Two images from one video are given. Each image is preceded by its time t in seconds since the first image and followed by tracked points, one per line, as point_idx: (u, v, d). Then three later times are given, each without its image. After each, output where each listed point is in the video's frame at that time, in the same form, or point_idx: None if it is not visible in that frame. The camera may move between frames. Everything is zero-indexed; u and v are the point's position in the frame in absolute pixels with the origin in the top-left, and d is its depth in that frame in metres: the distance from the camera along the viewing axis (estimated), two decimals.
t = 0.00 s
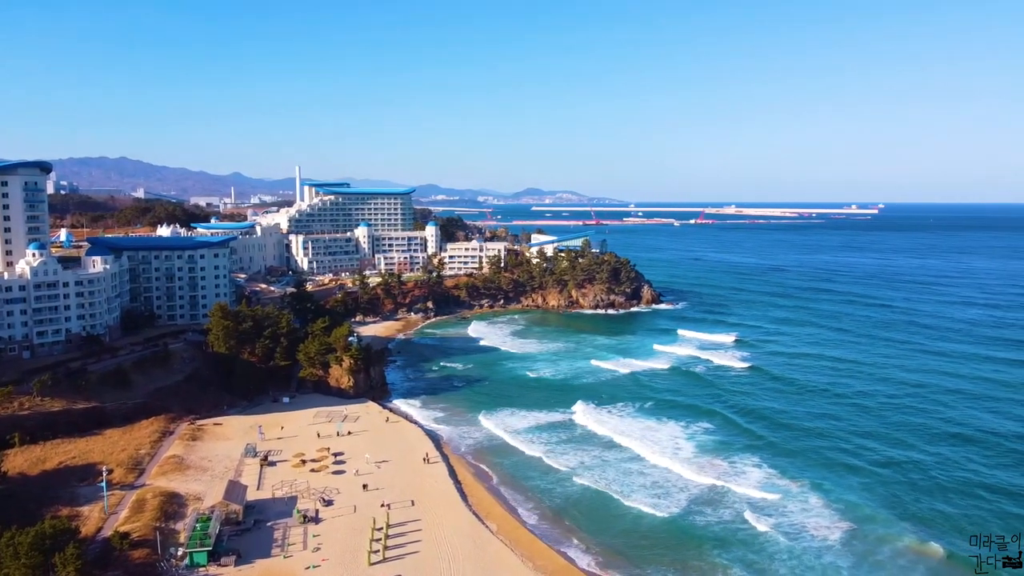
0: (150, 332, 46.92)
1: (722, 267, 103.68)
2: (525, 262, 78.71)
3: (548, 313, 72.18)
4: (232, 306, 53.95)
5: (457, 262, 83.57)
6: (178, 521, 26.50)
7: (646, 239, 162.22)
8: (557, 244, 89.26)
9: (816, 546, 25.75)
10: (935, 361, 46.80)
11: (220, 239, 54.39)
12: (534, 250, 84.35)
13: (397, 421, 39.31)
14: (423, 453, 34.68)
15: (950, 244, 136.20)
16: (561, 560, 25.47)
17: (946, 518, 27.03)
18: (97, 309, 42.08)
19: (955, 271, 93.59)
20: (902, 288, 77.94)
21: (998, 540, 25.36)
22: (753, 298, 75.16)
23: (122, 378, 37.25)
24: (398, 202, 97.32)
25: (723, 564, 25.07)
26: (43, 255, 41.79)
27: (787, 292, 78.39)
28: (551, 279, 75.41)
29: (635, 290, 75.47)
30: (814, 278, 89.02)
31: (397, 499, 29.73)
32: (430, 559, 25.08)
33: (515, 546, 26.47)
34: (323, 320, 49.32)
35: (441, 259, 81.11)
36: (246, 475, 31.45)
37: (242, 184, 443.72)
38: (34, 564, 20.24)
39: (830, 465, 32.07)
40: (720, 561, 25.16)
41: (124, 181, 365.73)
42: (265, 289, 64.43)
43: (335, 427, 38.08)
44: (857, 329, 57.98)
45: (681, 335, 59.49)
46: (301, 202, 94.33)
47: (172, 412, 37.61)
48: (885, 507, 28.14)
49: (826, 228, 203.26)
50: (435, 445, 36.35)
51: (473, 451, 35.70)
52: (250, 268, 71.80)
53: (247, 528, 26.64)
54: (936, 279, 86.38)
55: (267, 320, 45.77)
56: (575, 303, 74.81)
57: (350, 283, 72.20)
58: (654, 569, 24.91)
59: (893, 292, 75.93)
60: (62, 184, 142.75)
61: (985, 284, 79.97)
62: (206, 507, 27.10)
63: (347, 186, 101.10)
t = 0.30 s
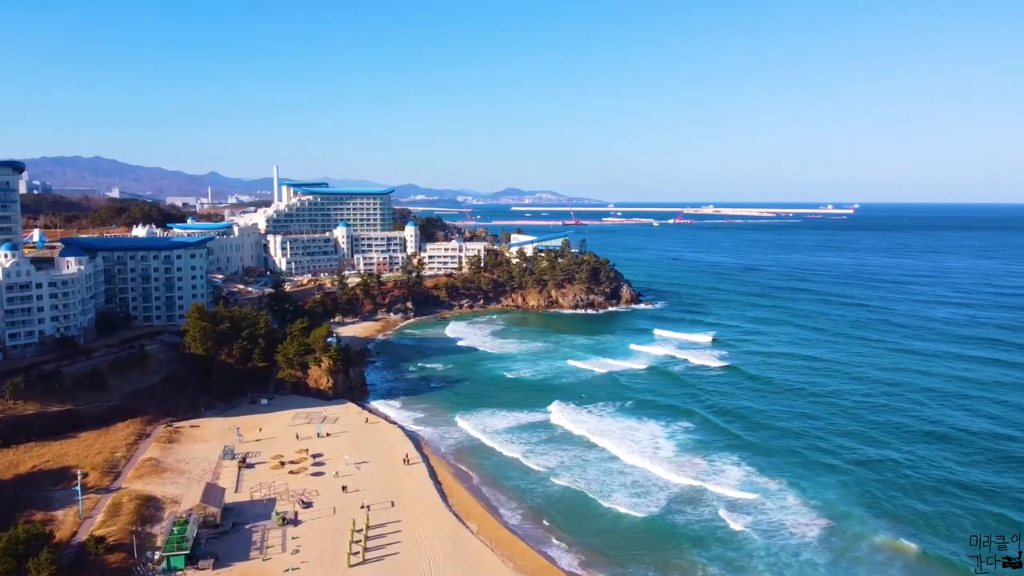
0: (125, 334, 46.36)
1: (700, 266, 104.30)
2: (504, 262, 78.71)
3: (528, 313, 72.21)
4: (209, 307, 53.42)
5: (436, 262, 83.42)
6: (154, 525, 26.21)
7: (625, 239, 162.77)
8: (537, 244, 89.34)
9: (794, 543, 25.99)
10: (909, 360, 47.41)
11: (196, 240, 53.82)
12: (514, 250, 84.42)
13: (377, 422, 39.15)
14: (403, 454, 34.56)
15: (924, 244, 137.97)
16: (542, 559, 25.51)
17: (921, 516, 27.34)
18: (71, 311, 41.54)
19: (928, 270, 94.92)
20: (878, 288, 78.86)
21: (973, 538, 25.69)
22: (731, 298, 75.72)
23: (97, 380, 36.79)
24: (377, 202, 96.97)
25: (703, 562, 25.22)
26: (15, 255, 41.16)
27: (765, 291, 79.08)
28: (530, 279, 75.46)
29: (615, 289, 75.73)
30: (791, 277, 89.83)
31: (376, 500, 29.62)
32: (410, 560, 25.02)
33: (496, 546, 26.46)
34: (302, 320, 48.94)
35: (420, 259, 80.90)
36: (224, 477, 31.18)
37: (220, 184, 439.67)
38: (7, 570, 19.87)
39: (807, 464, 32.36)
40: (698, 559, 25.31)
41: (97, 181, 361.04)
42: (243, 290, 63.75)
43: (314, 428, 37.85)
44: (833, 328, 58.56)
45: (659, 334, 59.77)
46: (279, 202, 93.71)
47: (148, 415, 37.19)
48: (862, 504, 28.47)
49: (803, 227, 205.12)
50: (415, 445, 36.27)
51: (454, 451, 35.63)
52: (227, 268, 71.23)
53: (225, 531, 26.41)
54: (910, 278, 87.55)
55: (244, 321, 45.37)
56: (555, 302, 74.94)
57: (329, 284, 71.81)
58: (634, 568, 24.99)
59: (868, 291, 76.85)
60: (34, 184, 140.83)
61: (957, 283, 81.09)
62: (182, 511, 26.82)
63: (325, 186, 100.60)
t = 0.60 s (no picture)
0: (99, 335, 45.75)
1: (677, 266, 104.86)
2: (483, 262, 78.63)
3: (506, 313, 72.20)
4: (184, 308, 52.87)
5: (415, 262, 83.17)
6: (129, 529, 25.89)
7: (603, 239, 163.17)
8: (515, 245, 89.30)
9: (772, 541, 26.22)
10: (882, 359, 47.99)
11: (171, 240, 53.24)
12: (492, 250, 84.36)
13: (355, 423, 38.93)
14: (382, 455, 34.41)
15: (897, 243, 139.77)
16: (521, 559, 25.53)
17: (894, 514, 27.65)
18: (43, 312, 40.91)
19: (901, 269, 96.09)
20: (852, 287, 79.71)
21: (945, 535, 26.03)
22: (708, 298, 76.17)
23: (69, 383, 36.27)
24: (355, 202, 96.46)
25: (683, 559, 25.36)
26: None
27: (742, 291, 79.63)
28: (509, 279, 75.47)
29: (593, 289, 75.91)
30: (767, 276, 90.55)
31: (355, 502, 29.48)
32: (390, 561, 24.92)
33: (475, 546, 26.43)
34: (279, 321, 48.57)
35: (399, 260, 80.59)
36: (200, 480, 30.86)
37: (196, 184, 435.61)
38: None
39: (782, 462, 32.64)
40: (675, 557, 25.45)
41: (68, 180, 355.92)
42: (219, 290, 63.15)
43: (292, 430, 37.59)
44: (808, 328, 59.10)
45: (637, 334, 60.02)
46: (255, 202, 92.93)
47: (122, 417, 36.74)
48: (838, 502, 28.79)
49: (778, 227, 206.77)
50: (394, 446, 36.12)
51: (433, 452, 35.54)
52: (203, 268, 70.51)
53: (201, 534, 26.14)
54: (884, 277, 88.57)
55: (220, 322, 44.93)
56: (534, 302, 74.99)
57: (306, 284, 71.32)
58: (613, 567, 25.08)
59: (843, 290, 77.62)
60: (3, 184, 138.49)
61: (929, 282, 82.22)
62: (158, 514, 26.50)
63: (303, 186, 99.94)
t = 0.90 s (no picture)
0: (71, 337, 45.11)
1: (655, 266, 105.41)
2: (461, 262, 78.54)
3: (485, 313, 72.15)
4: (159, 309, 52.31)
5: (393, 262, 82.88)
6: (103, 533, 25.53)
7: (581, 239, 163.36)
8: (493, 244, 89.24)
9: (750, 538, 26.41)
10: (856, 357, 48.52)
11: (145, 240, 52.62)
12: (470, 250, 84.26)
13: (333, 424, 38.69)
14: (361, 456, 34.22)
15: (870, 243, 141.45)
16: (500, 558, 25.53)
17: (867, 511, 27.91)
18: (14, 314, 40.26)
19: (874, 268, 97.23)
20: (827, 286, 80.53)
21: (916, 531, 26.33)
22: (686, 297, 76.55)
23: (41, 385, 35.72)
24: (332, 202, 95.91)
25: (662, 557, 25.48)
26: None
27: (718, 290, 80.13)
28: (487, 279, 75.43)
29: (571, 288, 76.08)
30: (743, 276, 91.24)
31: (333, 503, 29.31)
32: (368, 563, 24.80)
33: (454, 547, 26.37)
34: (256, 321, 48.20)
35: (376, 260, 80.24)
36: (176, 483, 30.52)
37: (171, 184, 430.92)
38: None
39: (757, 461, 32.89)
40: (653, 555, 25.58)
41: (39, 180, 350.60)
42: (194, 291, 62.51)
43: (269, 432, 37.30)
44: (784, 327, 59.59)
45: (615, 333, 60.25)
46: (231, 202, 92.13)
47: (95, 420, 36.26)
48: (814, 499, 29.06)
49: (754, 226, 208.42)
50: (372, 447, 35.93)
51: (413, 453, 35.42)
52: (178, 269, 69.76)
53: (176, 537, 25.84)
54: (857, 276, 89.55)
55: (195, 324, 44.50)
56: (512, 302, 75.00)
57: (283, 285, 70.80)
58: (592, 565, 25.14)
59: (818, 289, 78.37)
60: None
61: (902, 281, 83.24)
62: (132, 518, 26.15)
63: (279, 186, 99.25)
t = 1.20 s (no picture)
0: (41, 340, 44.37)
1: (632, 265, 105.82)
2: (439, 262, 78.38)
3: (462, 313, 72.03)
4: (132, 310, 51.65)
5: (370, 262, 82.51)
6: (75, 538, 25.14)
7: (558, 238, 163.65)
8: (471, 245, 89.08)
9: (728, 535, 26.60)
10: (829, 356, 49.07)
11: (118, 241, 51.91)
12: (448, 250, 84.10)
13: (310, 426, 38.43)
14: (338, 458, 34.01)
15: (844, 242, 142.98)
16: (478, 558, 25.50)
17: (839, 509, 28.20)
18: None
19: (847, 267, 98.32)
20: (802, 285, 81.31)
21: (887, 528, 26.64)
22: (663, 296, 76.90)
23: (11, 389, 35.12)
24: (308, 201, 95.21)
25: (641, 555, 25.59)
26: None
27: (695, 290, 80.57)
28: (465, 279, 75.34)
29: (549, 288, 76.16)
30: (719, 275, 91.90)
31: (310, 505, 29.11)
32: (346, 565, 24.64)
33: (432, 547, 26.29)
34: (231, 322, 47.77)
35: (353, 260, 79.80)
36: (150, 486, 30.14)
37: (144, 184, 425.83)
38: None
39: (731, 459, 33.13)
40: (632, 553, 25.67)
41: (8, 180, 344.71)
42: (167, 292, 61.76)
43: (244, 434, 36.96)
44: (759, 326, 60.10)
45: (592, 333, 60.41)
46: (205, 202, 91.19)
47: (67, 424, 35.71)
48: (791, 497, 29.36)
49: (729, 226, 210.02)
50: (349, 448, 35.71)
51: (391, 453, 35.29)
52: (151, 270, 68.91)
53: (151, 542, 25.53)
54: (831, 275, 90.53)
55: (170, 325, 43.99)
56: (490, 302, 74.94)
57: (258, 285, 70.21)
58: (571, 564, 25.19)
59: (793, 289, 79.10)
60: None
61: (875, 280, 84.19)
62: (105, 522, 25.78)
63: (255, 186, 98.45)
